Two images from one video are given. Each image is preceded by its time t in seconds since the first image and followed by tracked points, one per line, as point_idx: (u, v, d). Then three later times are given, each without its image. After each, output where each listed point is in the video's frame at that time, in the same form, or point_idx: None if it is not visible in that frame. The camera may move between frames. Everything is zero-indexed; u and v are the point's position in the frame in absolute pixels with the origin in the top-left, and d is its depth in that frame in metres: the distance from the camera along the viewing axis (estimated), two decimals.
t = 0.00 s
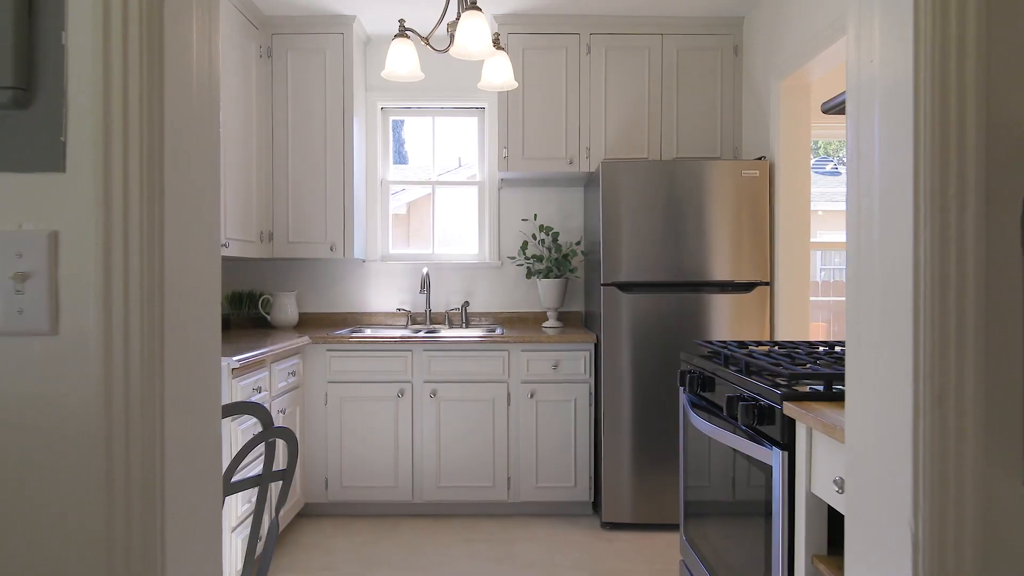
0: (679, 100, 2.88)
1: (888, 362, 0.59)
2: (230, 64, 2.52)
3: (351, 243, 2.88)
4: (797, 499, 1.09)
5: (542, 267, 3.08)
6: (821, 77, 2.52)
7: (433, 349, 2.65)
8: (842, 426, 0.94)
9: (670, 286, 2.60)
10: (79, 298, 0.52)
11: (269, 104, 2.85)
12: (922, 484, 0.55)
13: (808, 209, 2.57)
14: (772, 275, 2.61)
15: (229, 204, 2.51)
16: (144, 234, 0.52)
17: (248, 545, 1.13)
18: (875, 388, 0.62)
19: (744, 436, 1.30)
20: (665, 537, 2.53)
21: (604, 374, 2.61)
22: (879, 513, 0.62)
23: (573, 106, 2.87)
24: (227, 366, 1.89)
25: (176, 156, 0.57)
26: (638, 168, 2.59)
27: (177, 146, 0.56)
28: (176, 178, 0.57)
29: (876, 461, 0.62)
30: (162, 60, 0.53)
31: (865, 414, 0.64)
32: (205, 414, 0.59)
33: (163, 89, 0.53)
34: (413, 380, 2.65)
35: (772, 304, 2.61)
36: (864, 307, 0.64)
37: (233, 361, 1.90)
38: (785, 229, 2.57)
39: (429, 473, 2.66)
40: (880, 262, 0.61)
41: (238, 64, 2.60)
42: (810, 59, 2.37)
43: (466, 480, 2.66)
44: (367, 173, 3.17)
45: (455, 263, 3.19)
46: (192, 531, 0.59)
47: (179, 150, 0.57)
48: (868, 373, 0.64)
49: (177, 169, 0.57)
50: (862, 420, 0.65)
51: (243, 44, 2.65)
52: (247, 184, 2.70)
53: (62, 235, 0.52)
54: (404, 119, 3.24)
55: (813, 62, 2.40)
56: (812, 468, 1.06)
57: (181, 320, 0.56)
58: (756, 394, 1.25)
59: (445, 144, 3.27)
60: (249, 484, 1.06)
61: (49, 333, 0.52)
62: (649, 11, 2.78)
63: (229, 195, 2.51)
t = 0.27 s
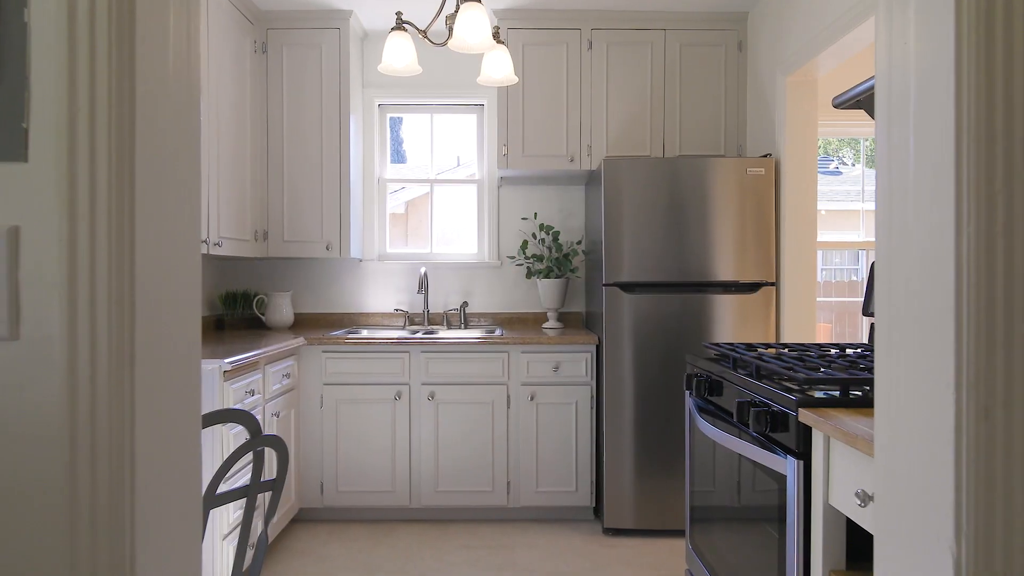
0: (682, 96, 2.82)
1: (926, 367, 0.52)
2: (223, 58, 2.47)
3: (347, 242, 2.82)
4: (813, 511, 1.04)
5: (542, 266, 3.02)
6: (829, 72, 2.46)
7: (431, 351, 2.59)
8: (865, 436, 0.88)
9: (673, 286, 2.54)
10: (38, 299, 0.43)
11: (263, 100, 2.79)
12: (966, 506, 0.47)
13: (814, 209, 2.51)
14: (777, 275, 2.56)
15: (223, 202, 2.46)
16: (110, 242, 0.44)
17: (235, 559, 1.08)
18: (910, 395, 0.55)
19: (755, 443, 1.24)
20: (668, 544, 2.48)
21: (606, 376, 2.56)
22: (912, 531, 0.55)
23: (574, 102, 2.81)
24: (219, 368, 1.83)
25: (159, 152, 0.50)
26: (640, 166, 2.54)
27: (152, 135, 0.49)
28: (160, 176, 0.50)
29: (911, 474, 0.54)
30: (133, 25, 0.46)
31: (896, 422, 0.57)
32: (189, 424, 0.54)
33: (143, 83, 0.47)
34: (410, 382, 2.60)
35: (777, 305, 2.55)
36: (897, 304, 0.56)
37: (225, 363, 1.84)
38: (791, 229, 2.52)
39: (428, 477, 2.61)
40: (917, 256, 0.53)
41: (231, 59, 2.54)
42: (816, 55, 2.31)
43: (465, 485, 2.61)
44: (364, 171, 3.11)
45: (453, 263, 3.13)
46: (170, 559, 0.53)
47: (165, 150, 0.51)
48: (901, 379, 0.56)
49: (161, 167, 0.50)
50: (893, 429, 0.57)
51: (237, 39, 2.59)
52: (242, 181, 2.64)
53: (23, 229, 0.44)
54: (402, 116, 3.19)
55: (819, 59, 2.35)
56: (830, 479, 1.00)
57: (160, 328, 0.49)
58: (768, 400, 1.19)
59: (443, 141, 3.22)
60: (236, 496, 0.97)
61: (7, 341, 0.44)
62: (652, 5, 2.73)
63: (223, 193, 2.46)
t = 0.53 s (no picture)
0: (685, 93, 2.77)
1: (966, 359, 0.42)
2: (217, 52, 2.41)
3: (343, 241, 2.77)
4: (831, 523, 0.98)
5: (543, 266, 2.97)
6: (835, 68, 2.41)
7: (428, 352, 2.54)
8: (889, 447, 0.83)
9: (676, 286, 2.49)
10: None
11: (259, 95, 2.74)
12: (1016, 538, 0.37)
13: (821, 207, 2.46)
14: (783, 274, 2.51)
15: (217, 200, 2.40)
16: (78, 224, 0.35)
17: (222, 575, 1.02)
18: (944, 388, 0.44)
19: (767, 451, 1.19)
20: (671, 550, 2.43)
21: (607, 378, 2.50)
22: (941, 545, 0.45)
23: (575, 99, 2.76)
24: (210, 370, 1.77)
25: (161, 141, 0.44)
26: (643, 163, 2.49)
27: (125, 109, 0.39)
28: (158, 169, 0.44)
29: (943, 479, 0.45)
30: None
31: (926, 415, 0.47)
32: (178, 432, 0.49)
33: (116, 44, 0.37)
34: (408, 385, 2.55)
35: (783, 305, 2.50)
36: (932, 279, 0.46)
37: (217, 365, 1.78)
38: (796, 228, 2.47)
39: (426, 481, 2.55)
40: (953, 230, 0.43)
41: (226, 54, 2.48)
42: (823, 49, 2.26)
43: (464, 489, 2.56)
44: (361, 170, 3.06)
45: (451, 262, 3.07)
46: None
47: (170, 142, 0.45)
48: (934, 368, 0.46)
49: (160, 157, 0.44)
50: (922, 420, 0.47)
51: (231, 34, 2.54)
52: (236, 178, 2.59)
53: None
54: (400, 113, 3.14)
55: (826, 54, 2.29)
56: (849, 490, 0.95)
57: (154, 331, 0.42)
58: (781, 406, 1.14)
59: (441, 139, 3.17)
60: (222, 508, 0.91)
61: None
62: None
63: (217, 190, 2.40)
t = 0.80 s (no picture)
0: (688, 89, 2.72)
1: None
2: (211, 45, 2.36)
3: (340, 240, 2.72)
4: (849, 536, 0.93)
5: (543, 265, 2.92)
6: (843, 63, 2.36)
7: (427, 354, 2.49)
8: (915, 458, 0.77)
9: (680, 286, 2.44)
10: None
11: (253, 91, 2.69)
12: None
13: (827, 206, 2.41)
14: (788, 275, 2.46)
15: (211, 197, 2.35)
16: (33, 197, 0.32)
17: None
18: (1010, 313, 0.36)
19: (779, 459, 1.13)
20: (674, 556, 2.38)
21: (609, 380, 2.46)
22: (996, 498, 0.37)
23: (576, 95, 2.71)
24: (201, 373, 1.71)
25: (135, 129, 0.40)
26: (647, 161, 2.44)
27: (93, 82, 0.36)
28: (132, 169, 0.40)
29: (975, 487, 0.39)
30: None
31: (961, 411, 0.41)
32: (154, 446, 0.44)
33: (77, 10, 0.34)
34: (406, 387, 2.49)
35: (788, 305, 2.45)
36: (971, 255, 0.40)
37: (208, 367, 1.72)
38: (802, 227, 2.41)
39: (424, 485, 2.50)
40: None
41: (220, 47, 2.43)
42: (830, 44, 2.21)
43: (462, 494, 2.51)
44: (358, 167, 3.01)
45: (450, 261, 3.02)
46: None
47: (145, 130, 0.42)
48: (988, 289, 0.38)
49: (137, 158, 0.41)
50: (953, 412, 0.41)
51: (226, 28, 2.49)
52: (230, 176, 2.53)
53: None
54: (397, 110, 3.09)
55: (832, 50, 2.24)
56: (870, 501, 0.89)
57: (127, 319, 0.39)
58: (795, 411, 1.08)
59: (440, 137, 3.11)
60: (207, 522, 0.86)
61: None
62: None
63: (210, 187, 2.34)
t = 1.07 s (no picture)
0: (692, 85, 2.67)
1: None
2: (204, 38, 2.30)
3: (337, 239, 2.67)
4: (871, 551, 0.88)
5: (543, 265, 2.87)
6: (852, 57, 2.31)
7: (425, 355, 2.43)
8: (952, 471, 0.71)
9: (683, 286, 2.39)
10: None
11: (248, 87, 2.63)
12: None
13: (836, 205, 2.35)
14: (795, 275, 2.40)
15: (203, 194, 2.29)
16: None
17: None
18: None
19: (793, 467, 1.08)
20: (678, 563, 2.33)
21: (611, 382, 2.40)
22: None
23: (578, 91, 2.66)
24: (191, 375, 1.65)
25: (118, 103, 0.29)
26: (650, 158, 2.38)
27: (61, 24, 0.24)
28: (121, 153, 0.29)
29: None
30: None
31: (1008, 414, 0.28)
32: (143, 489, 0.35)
33: None
34: (403, 390, 2.44)
35: (794, 306, 2.40)
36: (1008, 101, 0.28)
37: (199, 369, 1.66)
38: (809, 226, 2.36)
39: (421, 490, 2.45)
40: None
41: (213, 41, 2.38)
42: (838, 38, 2.16)
43: (462, 499, 2.45)
44: (356, 165, 2.96)
45: (449, 260, 2.97)
46: None
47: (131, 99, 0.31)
48: None
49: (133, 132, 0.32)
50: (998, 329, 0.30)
51: (220, 23, 2.43)
52: (225, 174, 2.48)
53: None
54: (396, 107, 3.04)
55: (840, 44, 2.19)
56: (894, 514, 0.84)
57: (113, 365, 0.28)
58: (811, 417, 1.03)
59: (438, 135, 3.06)
60: (187, 537, 0.80)
61: None
62: None
63: (203, 184, 2.29)
